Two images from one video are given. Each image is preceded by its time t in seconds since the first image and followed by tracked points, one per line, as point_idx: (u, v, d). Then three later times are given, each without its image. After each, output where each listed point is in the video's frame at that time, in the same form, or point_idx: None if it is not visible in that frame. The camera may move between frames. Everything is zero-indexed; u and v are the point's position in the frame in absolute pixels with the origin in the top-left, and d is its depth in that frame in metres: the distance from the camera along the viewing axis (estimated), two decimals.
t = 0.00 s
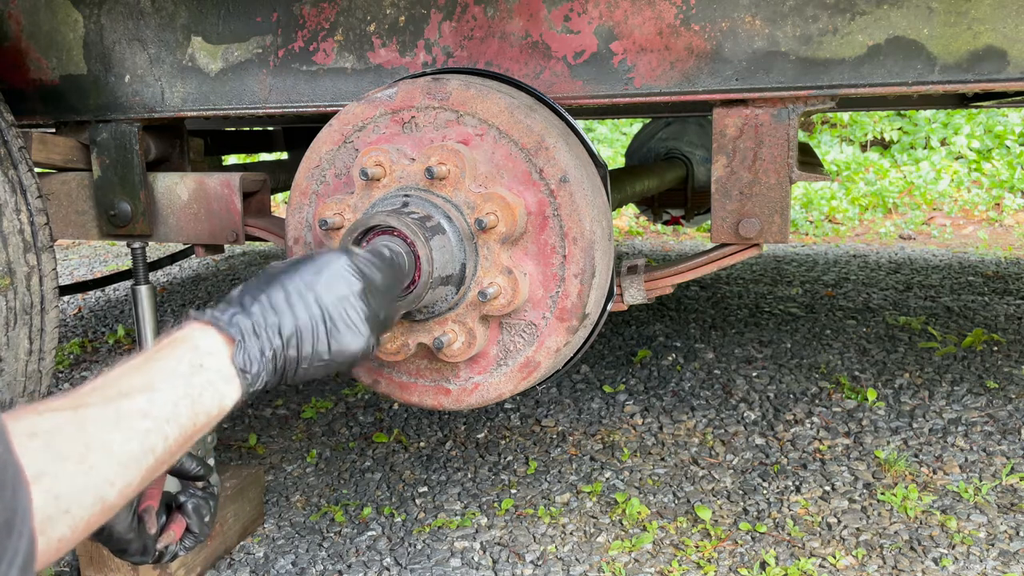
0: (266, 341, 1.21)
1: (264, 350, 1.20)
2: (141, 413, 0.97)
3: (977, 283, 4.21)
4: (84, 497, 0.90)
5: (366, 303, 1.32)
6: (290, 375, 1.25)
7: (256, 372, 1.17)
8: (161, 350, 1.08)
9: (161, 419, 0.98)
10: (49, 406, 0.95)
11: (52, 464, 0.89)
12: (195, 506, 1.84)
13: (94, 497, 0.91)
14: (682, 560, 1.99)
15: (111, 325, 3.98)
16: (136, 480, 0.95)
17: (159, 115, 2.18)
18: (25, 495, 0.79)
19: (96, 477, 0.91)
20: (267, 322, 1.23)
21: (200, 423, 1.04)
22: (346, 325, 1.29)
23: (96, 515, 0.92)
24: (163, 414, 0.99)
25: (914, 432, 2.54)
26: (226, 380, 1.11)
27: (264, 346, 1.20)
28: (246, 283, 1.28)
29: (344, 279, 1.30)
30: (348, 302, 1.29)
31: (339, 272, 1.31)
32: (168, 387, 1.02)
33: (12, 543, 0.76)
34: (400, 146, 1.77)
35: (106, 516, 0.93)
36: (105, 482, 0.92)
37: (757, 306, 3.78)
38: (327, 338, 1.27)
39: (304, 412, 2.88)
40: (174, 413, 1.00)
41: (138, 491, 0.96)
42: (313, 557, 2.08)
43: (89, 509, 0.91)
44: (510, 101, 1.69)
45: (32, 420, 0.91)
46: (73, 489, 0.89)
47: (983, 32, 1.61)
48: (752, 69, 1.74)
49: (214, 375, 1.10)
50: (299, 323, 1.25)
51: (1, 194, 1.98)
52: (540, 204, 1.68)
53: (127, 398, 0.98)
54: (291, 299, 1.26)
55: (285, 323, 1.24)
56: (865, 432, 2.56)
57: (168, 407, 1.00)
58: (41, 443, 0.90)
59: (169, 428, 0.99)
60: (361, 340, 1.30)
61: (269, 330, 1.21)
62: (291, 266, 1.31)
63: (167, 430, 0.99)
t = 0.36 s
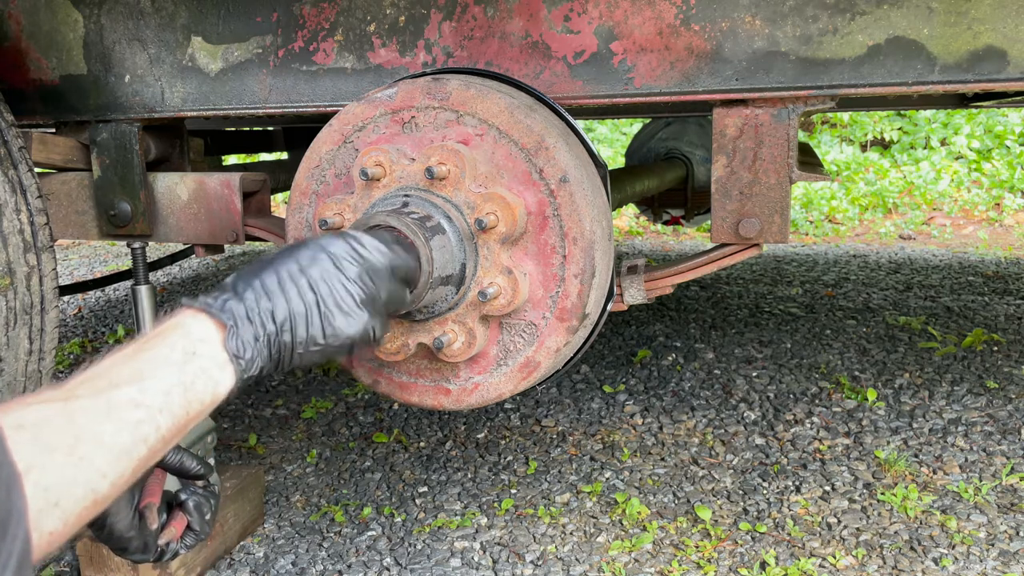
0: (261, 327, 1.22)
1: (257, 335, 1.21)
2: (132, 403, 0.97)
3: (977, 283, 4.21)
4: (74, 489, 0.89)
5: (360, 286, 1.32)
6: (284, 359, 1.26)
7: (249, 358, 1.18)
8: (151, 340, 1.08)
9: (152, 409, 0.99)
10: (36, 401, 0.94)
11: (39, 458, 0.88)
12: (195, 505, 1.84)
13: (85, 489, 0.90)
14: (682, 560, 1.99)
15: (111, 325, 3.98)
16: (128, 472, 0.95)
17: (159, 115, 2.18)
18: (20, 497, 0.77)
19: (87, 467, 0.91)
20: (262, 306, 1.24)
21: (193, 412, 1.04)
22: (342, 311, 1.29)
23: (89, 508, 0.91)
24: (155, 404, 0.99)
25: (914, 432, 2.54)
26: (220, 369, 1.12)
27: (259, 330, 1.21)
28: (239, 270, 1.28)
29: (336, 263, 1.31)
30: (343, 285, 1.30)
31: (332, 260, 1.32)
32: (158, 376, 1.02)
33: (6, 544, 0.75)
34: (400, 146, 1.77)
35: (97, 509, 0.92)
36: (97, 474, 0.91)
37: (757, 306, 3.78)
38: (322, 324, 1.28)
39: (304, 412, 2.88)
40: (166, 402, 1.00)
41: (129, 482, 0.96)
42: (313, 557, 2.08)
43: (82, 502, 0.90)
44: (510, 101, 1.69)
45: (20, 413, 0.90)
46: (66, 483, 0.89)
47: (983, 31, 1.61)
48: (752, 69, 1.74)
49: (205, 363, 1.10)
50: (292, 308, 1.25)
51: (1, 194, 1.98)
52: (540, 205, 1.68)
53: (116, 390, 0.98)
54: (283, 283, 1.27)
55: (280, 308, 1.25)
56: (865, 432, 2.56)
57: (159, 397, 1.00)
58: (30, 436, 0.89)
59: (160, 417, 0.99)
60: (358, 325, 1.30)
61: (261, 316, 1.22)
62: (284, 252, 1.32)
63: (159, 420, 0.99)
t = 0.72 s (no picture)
0: (270, 325, 1.21)
1: (265, 333, 1.20)
2: (139, 399, 1.00)
3: (977, 283, 4.21)
4: (82, 484, 0.92)
5: (371, 301, 1.31)
6: (287, 363, 1.25)
7: (255, 355, 1.18)
8: (158, 335, 1.11)
9: (159, 404, 1.01)
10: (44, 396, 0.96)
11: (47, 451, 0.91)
12: (195, 505, 1.84)
13: (92, 485, 0.93)
14: (681, 560, 1.99)
15: (111, 325, 3.98)
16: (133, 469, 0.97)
17: (159, 115, 2.18)
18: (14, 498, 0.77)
19: (93, 463, 0.94)
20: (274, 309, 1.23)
21: (200, 408, 1.07)
22: (350, 319, 1.28)
23: (95, 503, 0.94)
24: (162, 399, 1.02)
25: (914, 432, 2.54)
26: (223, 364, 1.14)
27: (266, 328, 1.21)
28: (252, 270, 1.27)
29: (352, 273, 1.30)
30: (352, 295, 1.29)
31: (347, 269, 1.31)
32: (166, 371, 1.05)
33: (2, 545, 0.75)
34: (400, 146, 1.77)
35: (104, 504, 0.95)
36: (103, 468, 0.94)
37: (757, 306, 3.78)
38: (330, 330, 1.27)
39: (304, 412, 2.88)
40: (173, 398, 1.03)
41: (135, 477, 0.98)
42: (313, 557, 2.08)
43: (88, 497, 0.93)
44: (510, 101, 1.69)
45: (30, 408, 0.93)
46: (69, 483, 0.91)
47: (983, 32, 1.61)
48: (752, 69, 1.74)
49: (213, 357, 1.13)
50: (302, 311, 1.25)
51: (1, 194, 1.98)
52: (540, 205, 1.68)
53: (124, 385, 1.00)
54: (296, 285, 1.27)
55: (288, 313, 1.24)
56: (865, 432, 2.56)
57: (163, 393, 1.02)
58: (38, 432, 0.91)
59: (167, 413, 1.02)
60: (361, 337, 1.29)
61: (271, 316, 1.22)
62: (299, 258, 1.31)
63: (166, 415, 1.02)
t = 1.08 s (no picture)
0: (269, 317, 1.25)
1: (267, 325, 1.23)
2: (146, 387, 1.01)
3: (977, 283, 4.21)
4: (94, 468, 0.92)
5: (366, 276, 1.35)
6: (298, 350, 1.28)
7: (261, 345, 1.21)
8: (161, 332, 1.12)
9: (167, 392, 1.02)
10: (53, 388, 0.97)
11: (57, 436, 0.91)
12: (195, 505, 1.84)
13: (106, 469, 0.93)
14: (682, 560, 1.99)
15: (111, 325, 3.98)
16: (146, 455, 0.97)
17: (159, 115, 2.18)
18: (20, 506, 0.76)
19: (105, 448, 0.93)
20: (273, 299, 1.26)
21: (209, 398, 1.08)
22: (348, 299, 1.32)
23: (113, 488, 0.93)
24: (169, 388, 1.02)
25: (914, 432, 2.54)
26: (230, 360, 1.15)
27: (267, 320, 1.24)
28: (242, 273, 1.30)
29: (340, 255, 1.35)
30: (348, 274, 1.33)
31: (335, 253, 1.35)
32: (172, 362, 1.06)
33: (12, 557, 0.73)
34: (400, 146, 1.77)
35: (121, 491, 0.94)
36: (117, 452, 0.94)
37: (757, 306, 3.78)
38: (331, 312, 1.30)
39: (304, 412, 2.88)
40: (182, 387, 1.04)
41: (149, 464, 0.98)
42: (313, 557, 2.08)
43: (103, 480, 0.92)
44: (510, 101, 1.69)
45: (37, 397, 0.93)
46: (81, 465, 0.91)
47: (983, 32, 1.61)
48: (752, 69, 1.74)
49: (216, 352, 1.14)
50: (300, 298, 1.28)
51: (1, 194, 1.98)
52: (540, 204, 1.68)
53: (131, 376, 1.01)
54: (290, 277, 1.30)
55: (289, 299, 1.27)
56: (865, 432, 2.56)
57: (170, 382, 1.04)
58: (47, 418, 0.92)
59: (175, 400, 1.02)
60: (365, 311, 1.33)
61: (269, 308, 1.25)
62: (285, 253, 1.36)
63: (175, 403, 1.02)
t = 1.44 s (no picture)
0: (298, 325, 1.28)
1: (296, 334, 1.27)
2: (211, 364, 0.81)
3: (977, 283, 4.22)
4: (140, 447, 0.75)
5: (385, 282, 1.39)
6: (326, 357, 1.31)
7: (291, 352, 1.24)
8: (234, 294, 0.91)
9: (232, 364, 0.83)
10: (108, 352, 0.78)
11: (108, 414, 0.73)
12: (194, 503, 1.85)
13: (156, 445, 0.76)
14: (682, 560, 1.99)
15: (111, 325, 3.99)
16: (208, 408, 0.79)
17: (159, 115, 2.18)
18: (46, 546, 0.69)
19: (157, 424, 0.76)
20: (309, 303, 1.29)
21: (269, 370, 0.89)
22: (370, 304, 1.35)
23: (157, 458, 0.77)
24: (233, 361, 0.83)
25: (914, 432, 2.54)
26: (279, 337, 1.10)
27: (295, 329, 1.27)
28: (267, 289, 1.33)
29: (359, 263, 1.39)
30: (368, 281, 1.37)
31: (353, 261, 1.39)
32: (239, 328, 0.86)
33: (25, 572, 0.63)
34: (400, 146, 1.77)
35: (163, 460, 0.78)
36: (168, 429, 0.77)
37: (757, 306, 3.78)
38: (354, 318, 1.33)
39: (304, 412, 2.88)
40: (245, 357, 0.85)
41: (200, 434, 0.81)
42: (313, 557, 2.08)
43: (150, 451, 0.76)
44: (510, 101, 1.69)
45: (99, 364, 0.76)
46: (129, 421, 0.74)
47: (983, 32, 1.61)
48: (752, 69, 1.74)
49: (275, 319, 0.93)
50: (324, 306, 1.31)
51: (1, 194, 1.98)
52: (540, 205, 1.68)
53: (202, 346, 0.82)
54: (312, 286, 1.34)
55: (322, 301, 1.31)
56: (865, 432, 2.56)
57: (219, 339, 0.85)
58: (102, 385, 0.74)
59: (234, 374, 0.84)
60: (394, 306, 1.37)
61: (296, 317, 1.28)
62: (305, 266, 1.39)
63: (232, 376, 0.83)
